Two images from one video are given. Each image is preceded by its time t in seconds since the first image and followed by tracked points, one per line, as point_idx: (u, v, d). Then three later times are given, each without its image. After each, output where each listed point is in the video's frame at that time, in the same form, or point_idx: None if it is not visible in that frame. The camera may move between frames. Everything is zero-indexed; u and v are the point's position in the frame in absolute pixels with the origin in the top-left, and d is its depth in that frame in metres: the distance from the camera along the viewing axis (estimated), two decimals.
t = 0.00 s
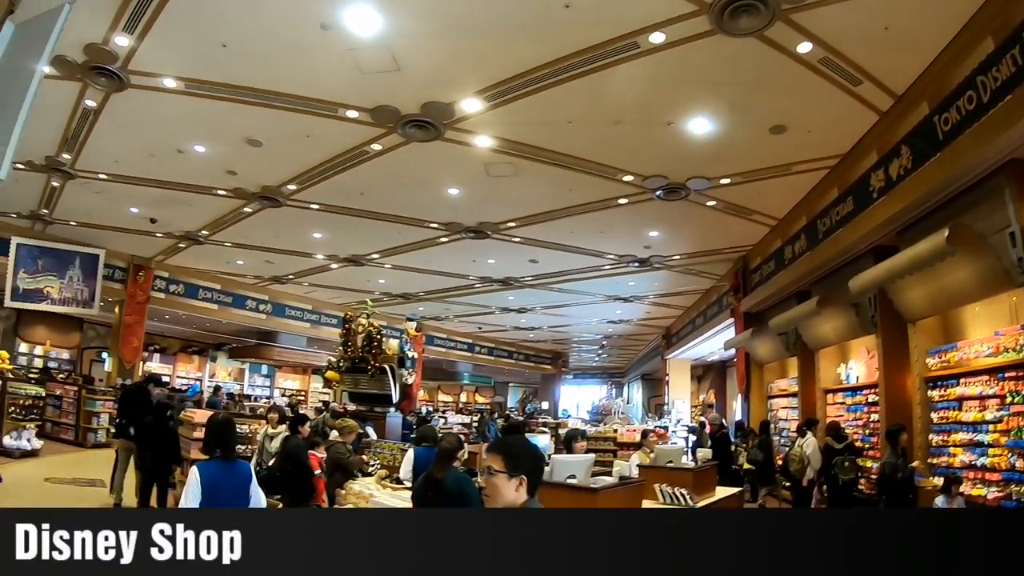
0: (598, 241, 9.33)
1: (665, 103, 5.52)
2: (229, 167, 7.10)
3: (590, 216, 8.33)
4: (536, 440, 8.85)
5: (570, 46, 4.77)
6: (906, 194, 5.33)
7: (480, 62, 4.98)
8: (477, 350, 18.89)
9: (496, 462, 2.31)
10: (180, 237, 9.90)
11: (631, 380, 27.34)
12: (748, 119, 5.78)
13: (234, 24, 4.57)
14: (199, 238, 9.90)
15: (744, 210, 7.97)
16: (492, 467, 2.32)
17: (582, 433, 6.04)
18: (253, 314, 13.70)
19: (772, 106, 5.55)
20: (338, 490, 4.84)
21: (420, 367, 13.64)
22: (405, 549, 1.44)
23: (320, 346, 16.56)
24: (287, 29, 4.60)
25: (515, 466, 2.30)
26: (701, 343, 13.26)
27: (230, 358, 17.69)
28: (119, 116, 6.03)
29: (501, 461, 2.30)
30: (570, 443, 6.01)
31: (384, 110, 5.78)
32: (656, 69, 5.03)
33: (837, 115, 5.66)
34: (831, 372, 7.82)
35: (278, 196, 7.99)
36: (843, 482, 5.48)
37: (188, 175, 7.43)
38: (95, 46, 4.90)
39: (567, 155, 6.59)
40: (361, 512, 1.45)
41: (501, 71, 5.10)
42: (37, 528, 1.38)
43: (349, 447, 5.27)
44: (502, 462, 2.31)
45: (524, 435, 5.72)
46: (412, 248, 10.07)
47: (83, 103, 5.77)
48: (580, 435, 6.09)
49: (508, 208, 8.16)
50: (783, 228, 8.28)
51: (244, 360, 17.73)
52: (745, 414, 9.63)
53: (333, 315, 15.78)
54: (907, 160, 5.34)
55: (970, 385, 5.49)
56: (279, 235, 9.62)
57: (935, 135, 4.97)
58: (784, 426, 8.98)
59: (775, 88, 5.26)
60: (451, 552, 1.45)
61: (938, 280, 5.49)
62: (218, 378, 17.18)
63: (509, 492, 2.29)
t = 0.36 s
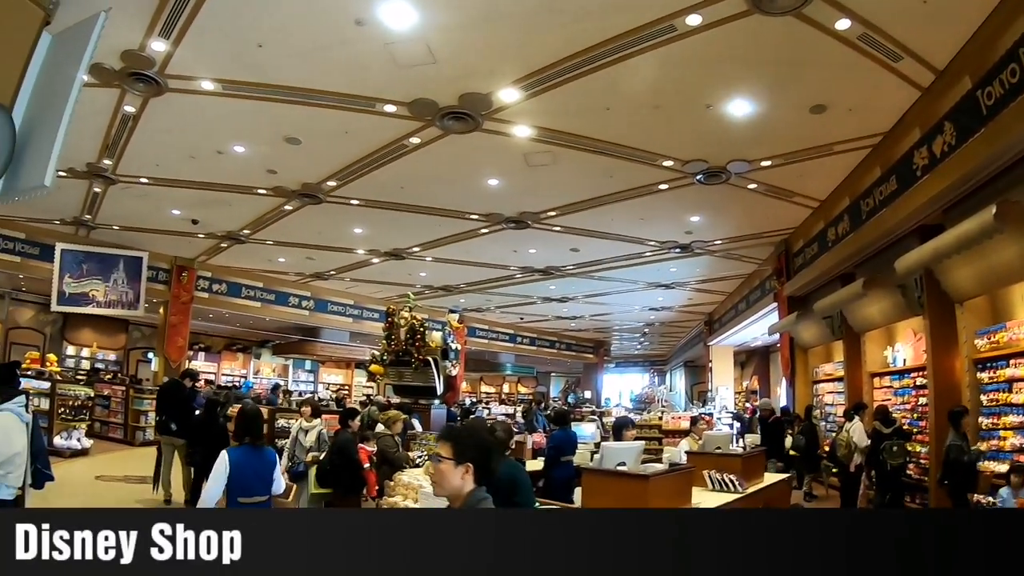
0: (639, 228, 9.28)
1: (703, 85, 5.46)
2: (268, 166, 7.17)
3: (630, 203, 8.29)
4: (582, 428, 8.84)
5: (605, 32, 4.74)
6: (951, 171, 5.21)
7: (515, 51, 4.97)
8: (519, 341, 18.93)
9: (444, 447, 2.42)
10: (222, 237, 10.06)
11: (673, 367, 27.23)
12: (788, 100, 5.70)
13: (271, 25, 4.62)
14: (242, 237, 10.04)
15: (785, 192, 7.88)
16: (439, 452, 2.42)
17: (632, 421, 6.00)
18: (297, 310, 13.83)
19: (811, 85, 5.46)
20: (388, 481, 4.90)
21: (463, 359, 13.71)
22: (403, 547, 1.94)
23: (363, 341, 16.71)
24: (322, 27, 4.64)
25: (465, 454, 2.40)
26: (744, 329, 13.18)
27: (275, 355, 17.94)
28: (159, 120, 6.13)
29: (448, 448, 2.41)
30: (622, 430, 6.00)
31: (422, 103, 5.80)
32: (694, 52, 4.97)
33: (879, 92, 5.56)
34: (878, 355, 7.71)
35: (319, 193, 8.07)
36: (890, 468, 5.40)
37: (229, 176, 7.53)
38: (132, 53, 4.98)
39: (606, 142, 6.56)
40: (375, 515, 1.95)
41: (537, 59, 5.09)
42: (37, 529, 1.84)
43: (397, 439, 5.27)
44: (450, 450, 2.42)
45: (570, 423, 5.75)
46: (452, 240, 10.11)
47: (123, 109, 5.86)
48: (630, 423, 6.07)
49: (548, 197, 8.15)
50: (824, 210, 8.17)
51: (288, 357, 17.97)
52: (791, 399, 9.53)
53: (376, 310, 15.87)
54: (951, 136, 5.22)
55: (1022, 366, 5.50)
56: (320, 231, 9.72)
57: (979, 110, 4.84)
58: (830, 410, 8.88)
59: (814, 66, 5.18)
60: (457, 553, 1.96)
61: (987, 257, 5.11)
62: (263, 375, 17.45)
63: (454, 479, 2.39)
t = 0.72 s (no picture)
0: (681, 213, 9.23)
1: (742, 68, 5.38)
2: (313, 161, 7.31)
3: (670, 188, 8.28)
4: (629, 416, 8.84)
5: (642, 14, 4.71)
6: (997, 146, 5.09)
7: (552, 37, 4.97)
8: (563, 330, 18.97)
9: (397, 432, 2.91)
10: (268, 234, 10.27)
11: (718, 354, 27.05)
12: (829, 78, 5.61)
13: (310, 23, 4.67)
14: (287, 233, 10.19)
15: (829, 173, 7.88)
16: (396, 439, 2.90)
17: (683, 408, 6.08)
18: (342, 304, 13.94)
19: (853, 62, 5.37)
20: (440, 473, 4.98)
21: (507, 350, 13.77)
22: (382, 546, 2.38)
23: (408, 333, 16.85)
24: (361, 23, 4.68)
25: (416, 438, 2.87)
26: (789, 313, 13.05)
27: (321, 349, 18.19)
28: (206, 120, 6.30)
29: (402, 434, 2.90)
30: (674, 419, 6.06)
31: (462, 93, 5.85)
32: (732, 32, 4.93)
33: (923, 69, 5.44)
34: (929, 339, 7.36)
35: (363, 187, 8.19)
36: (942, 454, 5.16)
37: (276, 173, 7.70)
38: (174, 55, 4.49)
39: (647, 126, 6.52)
40: (367, 518, 2.38)
41: (575, 44, 5.09)
42: (38, 531, 2.27)
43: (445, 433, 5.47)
44: (403, 435, 2.91)
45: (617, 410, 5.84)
46: (495, 231, 10.18)
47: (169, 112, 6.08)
48: (680, 409, 6.11)
49: (589, 185, 8.14)
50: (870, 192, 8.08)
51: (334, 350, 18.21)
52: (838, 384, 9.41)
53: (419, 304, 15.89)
54: (998, 112, 5.08)
55: None
56: (365, 225, 9.85)
57: None
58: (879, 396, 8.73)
59: (856, 43, 5.09)
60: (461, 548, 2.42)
61: None
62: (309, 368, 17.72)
63: (406, 463, 2.86)
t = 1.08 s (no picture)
0: (724, 207, 9.10)
1: (785, 57, 5.28)
2: (351, 161, 7.31)
3: (713, 183, 8.13)
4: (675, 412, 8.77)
5: (682, 8, 4.62)
6: None
7: (591, 33, 4.90)
8: (605, 325, 18.91)
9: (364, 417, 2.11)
10: (309, 233, 10.32)
11: (761, 349, 26.74)
12: (875, 66, 5.47)
13: (348, 22, 4.67)
14: (328, 232, 10.26)
15: (873, 163, 7.65)
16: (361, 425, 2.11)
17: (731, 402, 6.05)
18: (384, 302, 13.95)
19: (900, 50, 5.22)
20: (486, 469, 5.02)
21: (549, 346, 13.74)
22: None
23: (449, 330, 16.89)
24: (399, 19, 4.67)
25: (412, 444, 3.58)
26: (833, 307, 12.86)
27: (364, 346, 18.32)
28: (243, 122, 6.31)
29: (368, 420, 2.09)
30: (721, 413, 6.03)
31: (502, 90, 5.80)
32: (774, 22, 4.80)
33: (974, 54, 5.28)
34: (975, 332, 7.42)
35: (402, 186, 8.17)
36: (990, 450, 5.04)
37: (315, 173, 7.70)
38: (211, 61, 5.20)
39: (690, 120, 6.40)
40: None
41: (613, 40, 5.02)
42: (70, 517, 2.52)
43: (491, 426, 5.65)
44: (371, 422, 2.10)
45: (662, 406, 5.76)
46: (536, 227, 10.10)
47: (207, 115, 6.16)
48: (728, 404, 6.06)
49: (630, 180, 8.05)
50: (914, 180, 7.91)
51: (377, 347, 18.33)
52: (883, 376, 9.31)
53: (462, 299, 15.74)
54: None
55: None
56: (405, 223, 9.83)
57: None
58: (926, 390, 8.69)
59: (904, 31, 4.94)
60: (451, 552, 1.63)
61: None
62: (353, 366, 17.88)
63: (372, 452, 2.09)
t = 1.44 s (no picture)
0: (763, 197, 8.99)
1: (824, 45, 5.20)
2: (390, 159, 7.34)
3: (751, 173, 8.04)
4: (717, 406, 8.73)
5: None
6: None
7: (627, 25, 4.87)
8: (645, 318, 18.83)
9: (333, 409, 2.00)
10: (348, 231, 10.39)
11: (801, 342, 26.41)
12: (917, 52, 5.36)
13: (385, 20, 4.70)
14: (367, 229, 10.33)
15: (915, 150, 7.50)
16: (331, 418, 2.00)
17: (774, 397, 6.08)
18: (424, 298, 13.92)
19: (943, 35, 5.11)
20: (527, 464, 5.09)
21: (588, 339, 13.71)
22: None
23: (488, 326, 16.91)
24: (436, 16, 4.67)
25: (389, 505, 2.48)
26: (875, 298, 12.66)
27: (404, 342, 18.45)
28: (281, 122, 6.38)
29: (341, 411, 1.97)
30: (766, 407, 6.05)
31: (539, 84, 5.78)
32: (812, 9, 4.72)
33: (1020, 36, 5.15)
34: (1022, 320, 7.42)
35: (441, 182, 8.18)
36: None
37: (353, 171, 7.75)
38: (250, 62, 5.26)
39: (729, 110, 6.31)
40: None
41: (649, 32, 4.97)
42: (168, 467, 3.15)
43: (534, 421, 5.73)
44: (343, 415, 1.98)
45: (705, 399, 5.72)
46: (574, 221, 10.06)
47: (245, 116, 6.25)
48: (773, 398, 6.07)
49: (668, 172, 7.98)
50: (958, 166, 7.74)
51: (417, 343, 18.45)
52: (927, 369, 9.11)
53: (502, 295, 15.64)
54: None
55: None
56: (444, 219, 9.86)
57: None
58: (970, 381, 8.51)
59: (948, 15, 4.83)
60: None
61: None
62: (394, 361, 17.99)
63: (341, 445, 1.96)
